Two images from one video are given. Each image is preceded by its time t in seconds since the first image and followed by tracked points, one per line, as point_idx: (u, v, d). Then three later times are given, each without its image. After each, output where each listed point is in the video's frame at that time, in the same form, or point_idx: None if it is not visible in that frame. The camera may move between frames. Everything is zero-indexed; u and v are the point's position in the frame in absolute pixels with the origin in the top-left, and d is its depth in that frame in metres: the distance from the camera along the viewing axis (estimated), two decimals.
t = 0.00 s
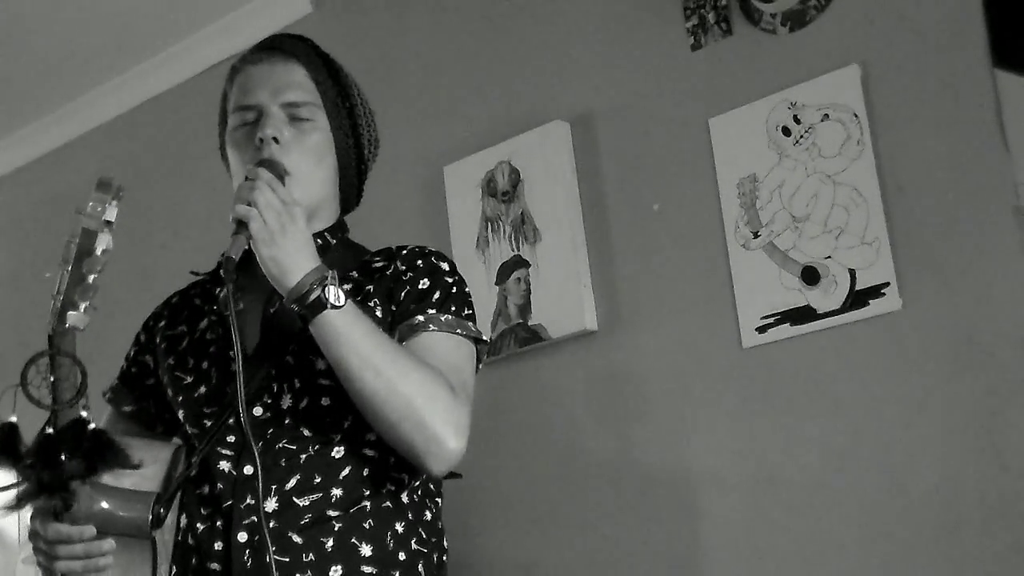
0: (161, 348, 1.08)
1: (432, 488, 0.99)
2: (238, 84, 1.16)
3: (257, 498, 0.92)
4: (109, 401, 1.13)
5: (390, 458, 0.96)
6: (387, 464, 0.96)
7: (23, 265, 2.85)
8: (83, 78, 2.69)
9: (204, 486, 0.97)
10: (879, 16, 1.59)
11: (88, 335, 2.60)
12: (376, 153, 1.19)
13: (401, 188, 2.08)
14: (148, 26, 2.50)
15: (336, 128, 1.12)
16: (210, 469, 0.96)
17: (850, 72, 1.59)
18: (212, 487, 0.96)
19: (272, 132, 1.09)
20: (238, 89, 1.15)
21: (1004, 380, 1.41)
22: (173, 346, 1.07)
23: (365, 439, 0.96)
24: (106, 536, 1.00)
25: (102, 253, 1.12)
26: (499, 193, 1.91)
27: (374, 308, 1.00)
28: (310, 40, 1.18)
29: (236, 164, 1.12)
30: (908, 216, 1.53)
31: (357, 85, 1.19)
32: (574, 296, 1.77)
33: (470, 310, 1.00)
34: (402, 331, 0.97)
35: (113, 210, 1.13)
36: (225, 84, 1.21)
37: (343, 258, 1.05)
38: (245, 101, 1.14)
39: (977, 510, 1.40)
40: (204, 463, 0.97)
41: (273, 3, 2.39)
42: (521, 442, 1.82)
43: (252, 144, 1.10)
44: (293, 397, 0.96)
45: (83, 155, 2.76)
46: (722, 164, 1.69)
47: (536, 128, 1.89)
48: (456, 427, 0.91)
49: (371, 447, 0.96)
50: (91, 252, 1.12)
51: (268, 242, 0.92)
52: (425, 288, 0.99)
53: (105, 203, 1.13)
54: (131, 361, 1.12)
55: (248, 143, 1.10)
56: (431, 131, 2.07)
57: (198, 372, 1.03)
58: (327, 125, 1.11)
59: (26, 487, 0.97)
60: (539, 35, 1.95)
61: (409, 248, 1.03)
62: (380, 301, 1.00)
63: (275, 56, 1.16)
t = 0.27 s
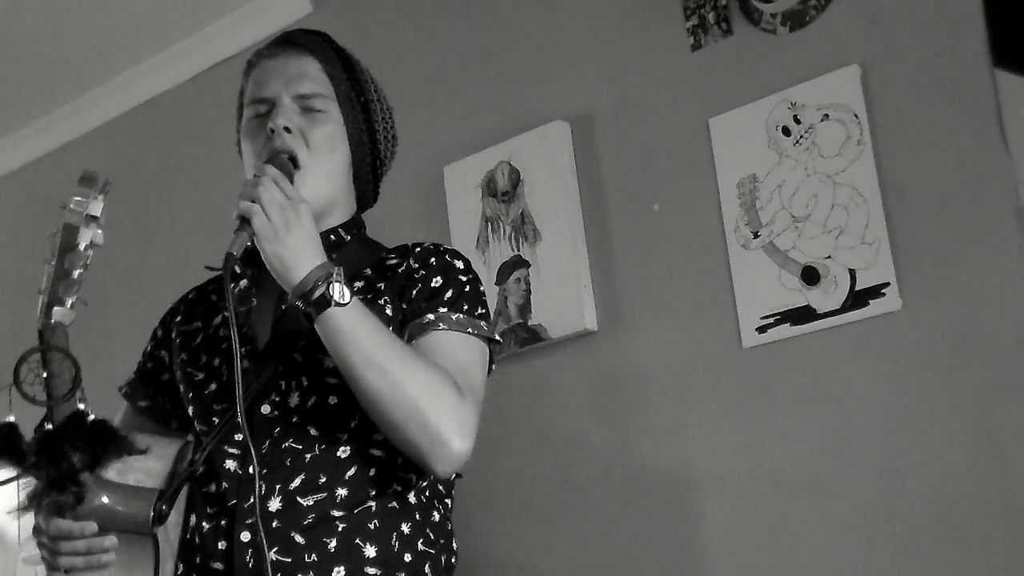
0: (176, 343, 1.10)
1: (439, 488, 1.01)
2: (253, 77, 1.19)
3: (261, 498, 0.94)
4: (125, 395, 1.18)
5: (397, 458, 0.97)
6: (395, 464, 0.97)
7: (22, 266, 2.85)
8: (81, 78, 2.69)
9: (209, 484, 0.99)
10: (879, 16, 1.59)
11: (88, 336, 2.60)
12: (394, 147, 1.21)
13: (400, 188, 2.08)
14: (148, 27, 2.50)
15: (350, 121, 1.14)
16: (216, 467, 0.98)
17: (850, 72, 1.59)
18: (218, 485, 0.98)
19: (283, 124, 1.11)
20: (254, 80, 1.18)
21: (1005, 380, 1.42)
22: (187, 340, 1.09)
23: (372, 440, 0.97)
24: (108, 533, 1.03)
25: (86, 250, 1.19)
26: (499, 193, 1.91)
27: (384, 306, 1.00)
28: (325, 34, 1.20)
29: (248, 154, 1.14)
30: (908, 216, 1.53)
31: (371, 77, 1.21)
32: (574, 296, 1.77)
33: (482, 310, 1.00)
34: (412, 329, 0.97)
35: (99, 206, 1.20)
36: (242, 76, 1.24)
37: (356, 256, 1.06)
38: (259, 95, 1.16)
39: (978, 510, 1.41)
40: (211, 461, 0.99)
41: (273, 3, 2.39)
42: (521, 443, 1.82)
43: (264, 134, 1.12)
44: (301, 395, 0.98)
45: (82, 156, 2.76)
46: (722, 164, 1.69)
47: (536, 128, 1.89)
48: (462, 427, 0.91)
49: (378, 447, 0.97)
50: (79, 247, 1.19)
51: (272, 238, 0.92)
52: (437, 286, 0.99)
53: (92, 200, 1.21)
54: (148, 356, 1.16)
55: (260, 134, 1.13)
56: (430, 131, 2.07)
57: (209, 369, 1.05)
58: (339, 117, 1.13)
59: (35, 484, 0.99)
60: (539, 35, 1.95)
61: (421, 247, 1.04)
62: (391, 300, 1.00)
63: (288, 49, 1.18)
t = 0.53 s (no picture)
0: (183, 339, 1.08)
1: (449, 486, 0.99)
2: (258, 73, 1.18)
3: (264, 501, 0.92)
4: (135, 392, 1.16)
5: (403, 457, 0.96)
6: (400, 463, 0.96)
7: (22, 265, 2.85)
8: (81, 78, 2.69)
9: (213, 486, 0.98)
10: (879, 15, 1.59)
11: (88, 335, 2.60)
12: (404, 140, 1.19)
13: (400, 187, 2.08)
14: (148, 26, 2.50)
15: (356, 115, 1.12)
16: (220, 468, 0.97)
17: (850, 72, 1.59)
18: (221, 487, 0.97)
19: (287, 121, 1.10)
20: (259, 78, 1.17)
21: (1004, 380, 1.41)
22: (194, 337, 1.07)
23: (377, 439, 0.96)
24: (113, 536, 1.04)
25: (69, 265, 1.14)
26: (499, 192, 1.91)
27: (390, 304, 1.00)
28: (330, 26, 1.18)
29: (253, 151, 1.14)
30: (908, 216, 1.53)
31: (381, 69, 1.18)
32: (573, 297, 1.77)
33: (490, 306, 1.00)
34: (417, 326, 0.97)
35: (84, 217, 1.15)
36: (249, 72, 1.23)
37: (363, 247, 1.06)
38: (264, 91, 1.15)
39: (978, 511, 1.41)
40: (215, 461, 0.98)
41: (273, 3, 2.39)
42: (520, 442, 1.83)
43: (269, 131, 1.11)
44: (305, 394, 0.97)
45: (82, 155, 2.76)
46: (722, 164, 1.69)
47: (536, 128, 1.89)
48: (465, 426, 0.91)
49: (383, 447, 0.96)
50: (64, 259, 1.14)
51: (276, 236, 0.91)
52: (444, 282, 1.00)
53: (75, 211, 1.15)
54: (156, 351, 1.14)
55: (265, 131, 1.12)
56: (430, 131, 2.07)
57: (216, 367, 1.04)
58: (346, 111, 1.12)
59: (18, 498, 0.99)
60: (539, 34, 1.95)
61: (429, 242, 1.04)
62: (397, 297, 1.01)
63: (294, 44, 1.17)
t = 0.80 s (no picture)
0: (190, 336, 1.09)
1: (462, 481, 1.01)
2: (252, 65, 1.17)
3: (277, 506, 0.94)
4: (142, 388, 1.17)
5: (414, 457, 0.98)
6: (412, 464, 0.97)
7: (22, 265, 2.85)
8: (82, 77, 2.69)
9: (227, 490, 1.00)
10: (879, 15, 1.59)
11: (88, 335, 2.60)
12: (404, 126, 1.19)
13: (401, 188, 2.09)
14: (148, 26, 2.50)
15: (354, 109, 1.13)
16: (233, 472, 0.99)
17: (850, 72, 1.59)
18: (235, 491, 0.99)
19: (284, 120, 1.10)
20: (253, 72, 1.16)
21: (1004, 380, 1.41)
22: (201, 334, 1.08)
23: (388, 440, 0.97)
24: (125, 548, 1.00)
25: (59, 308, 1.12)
26: (499, 192, 1.91)
27: (397, 305, 1.00)
28: (324, 16, 1.17)
29: (253, 149, 1.13)
30: (907, 216, 1.53)
31: (377, 54, 1.18)
32: (573, 297, 1.78)
33: (498, 301, 1.00)
34: (426, 327, 0.97)
35: (76, 259, 1.15)
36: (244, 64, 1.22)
37: (367, 244, 1.06)
38: (260, 88, 1.14)
39: (978, 510, 1.41)
40: (229, 466, 1.00)
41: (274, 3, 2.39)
42: (521, 442, 1.83)
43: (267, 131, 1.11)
44: (316, 398, 0.98)
45: (82, 155, 2.77)
46: (722, 164, 1.70)
47: (536, 128, 1.89)
48: (478, 433, 0.91)
49: (394, 448, 0.97)
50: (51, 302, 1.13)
51: (279, 250, 0.92)
52: (451, 279, 0.99)
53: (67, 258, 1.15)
54: (164, 347, 1.16)
55: (263, 131, 1.12)
56: (430, 131, 2.07)
57: (223, 366, 1.05)
58: (344, 107, 1.12)
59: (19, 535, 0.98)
60: (540, 35, 1.95)
61: (434, 236, 1.04)
62: (405, 297, 1.01)
63: (287, 37, 1.16)
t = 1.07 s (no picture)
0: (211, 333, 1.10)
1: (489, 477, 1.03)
2: (250, 64, 1.12)
3: (304, 508, 0.97)
4: (163, 380, 1.18)
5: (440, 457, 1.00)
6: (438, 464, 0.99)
7: (22, 263, 2.85)
8: (81, 76, 2.68)
9: (253, 490, 1.03)
10: (880, 14, 1.58)
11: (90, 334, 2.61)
12: (413, 113, 1.16)
13: (401, 187, 2.08)
14: (148, 25, 2.49)
15: (358, 110, 1.09)
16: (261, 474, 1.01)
17: (850, 71, 1.59)
18: (262, 492, 1.01)
19: (285, 134, 1.06)
20: (250, 73, 1.12)
21: (1004, 380, 1.41)
22: (222, 332, 1.09)
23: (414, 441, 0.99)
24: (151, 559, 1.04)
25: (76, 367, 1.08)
26: (499, 192, 1.91)
27: (422, 311, 1.02)
28: (317, 11, 1.12)
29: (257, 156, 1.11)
30: (908, 216, 1.52)
31: (377, 38, 1.13)
32: (573, 297, 1.78)
33: (525, 300, 1.03)
34: (459, 336, 1.00)
35: (95, 314, 1.09)
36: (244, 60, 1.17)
37: (389, 241, 1.08)
38: (257, 93, 1.10)
39: (978, 511, 1.40)
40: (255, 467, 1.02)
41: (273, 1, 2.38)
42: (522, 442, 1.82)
43: (267, 140, 1.08)
44: (342, 402, 0.99)
45: (82, 154, 2.76)
46: (722, 163, 1.69)
47: (537, 127, 1.89)
48: (515, 449, 0.96)
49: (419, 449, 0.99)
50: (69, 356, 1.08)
51: (294, 293, 0.91)
52: (478, 283, 1.02)
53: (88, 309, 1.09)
54: (183, 340, 1.17)
55: (263, 139, 1.08)
56: (431, 130, 2.07)
57: (246, 367, 1.06)
58: (346, 110, 1.08)
59: None
60: (539, 34, 1.94)
61: (454, 237, 1.05)
62: (429, 303, 1.02)
63: (283, 35, 1.11)
